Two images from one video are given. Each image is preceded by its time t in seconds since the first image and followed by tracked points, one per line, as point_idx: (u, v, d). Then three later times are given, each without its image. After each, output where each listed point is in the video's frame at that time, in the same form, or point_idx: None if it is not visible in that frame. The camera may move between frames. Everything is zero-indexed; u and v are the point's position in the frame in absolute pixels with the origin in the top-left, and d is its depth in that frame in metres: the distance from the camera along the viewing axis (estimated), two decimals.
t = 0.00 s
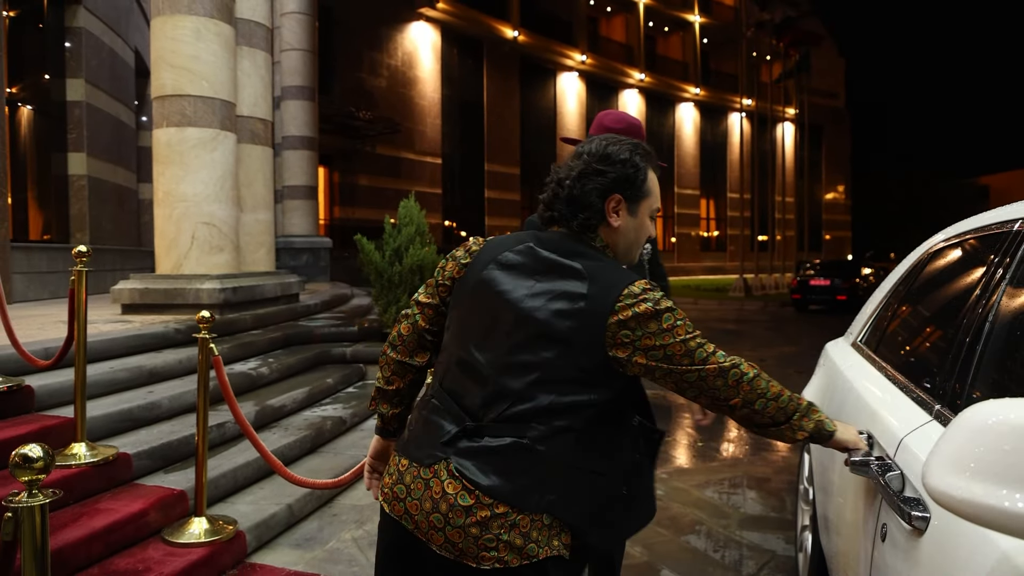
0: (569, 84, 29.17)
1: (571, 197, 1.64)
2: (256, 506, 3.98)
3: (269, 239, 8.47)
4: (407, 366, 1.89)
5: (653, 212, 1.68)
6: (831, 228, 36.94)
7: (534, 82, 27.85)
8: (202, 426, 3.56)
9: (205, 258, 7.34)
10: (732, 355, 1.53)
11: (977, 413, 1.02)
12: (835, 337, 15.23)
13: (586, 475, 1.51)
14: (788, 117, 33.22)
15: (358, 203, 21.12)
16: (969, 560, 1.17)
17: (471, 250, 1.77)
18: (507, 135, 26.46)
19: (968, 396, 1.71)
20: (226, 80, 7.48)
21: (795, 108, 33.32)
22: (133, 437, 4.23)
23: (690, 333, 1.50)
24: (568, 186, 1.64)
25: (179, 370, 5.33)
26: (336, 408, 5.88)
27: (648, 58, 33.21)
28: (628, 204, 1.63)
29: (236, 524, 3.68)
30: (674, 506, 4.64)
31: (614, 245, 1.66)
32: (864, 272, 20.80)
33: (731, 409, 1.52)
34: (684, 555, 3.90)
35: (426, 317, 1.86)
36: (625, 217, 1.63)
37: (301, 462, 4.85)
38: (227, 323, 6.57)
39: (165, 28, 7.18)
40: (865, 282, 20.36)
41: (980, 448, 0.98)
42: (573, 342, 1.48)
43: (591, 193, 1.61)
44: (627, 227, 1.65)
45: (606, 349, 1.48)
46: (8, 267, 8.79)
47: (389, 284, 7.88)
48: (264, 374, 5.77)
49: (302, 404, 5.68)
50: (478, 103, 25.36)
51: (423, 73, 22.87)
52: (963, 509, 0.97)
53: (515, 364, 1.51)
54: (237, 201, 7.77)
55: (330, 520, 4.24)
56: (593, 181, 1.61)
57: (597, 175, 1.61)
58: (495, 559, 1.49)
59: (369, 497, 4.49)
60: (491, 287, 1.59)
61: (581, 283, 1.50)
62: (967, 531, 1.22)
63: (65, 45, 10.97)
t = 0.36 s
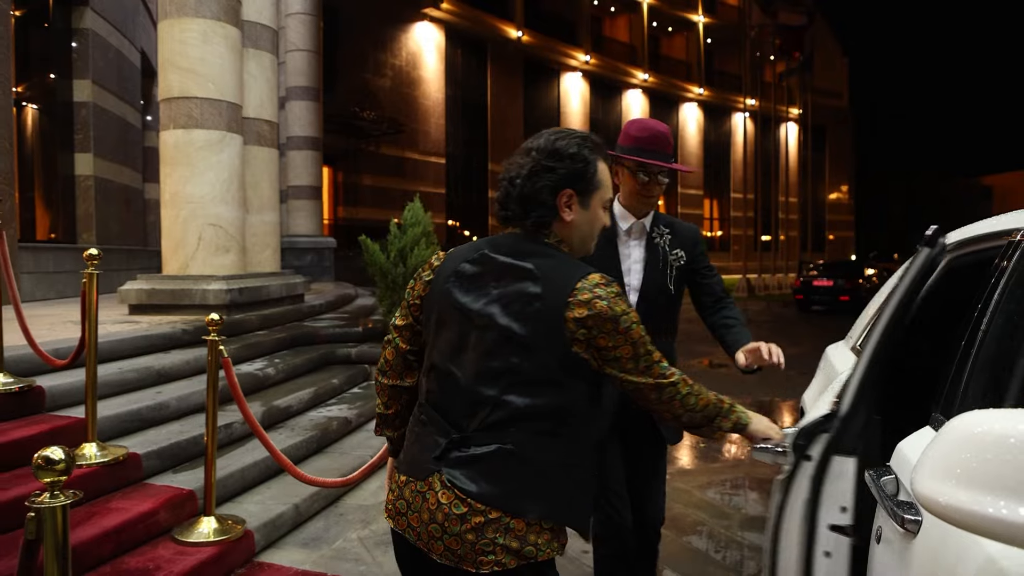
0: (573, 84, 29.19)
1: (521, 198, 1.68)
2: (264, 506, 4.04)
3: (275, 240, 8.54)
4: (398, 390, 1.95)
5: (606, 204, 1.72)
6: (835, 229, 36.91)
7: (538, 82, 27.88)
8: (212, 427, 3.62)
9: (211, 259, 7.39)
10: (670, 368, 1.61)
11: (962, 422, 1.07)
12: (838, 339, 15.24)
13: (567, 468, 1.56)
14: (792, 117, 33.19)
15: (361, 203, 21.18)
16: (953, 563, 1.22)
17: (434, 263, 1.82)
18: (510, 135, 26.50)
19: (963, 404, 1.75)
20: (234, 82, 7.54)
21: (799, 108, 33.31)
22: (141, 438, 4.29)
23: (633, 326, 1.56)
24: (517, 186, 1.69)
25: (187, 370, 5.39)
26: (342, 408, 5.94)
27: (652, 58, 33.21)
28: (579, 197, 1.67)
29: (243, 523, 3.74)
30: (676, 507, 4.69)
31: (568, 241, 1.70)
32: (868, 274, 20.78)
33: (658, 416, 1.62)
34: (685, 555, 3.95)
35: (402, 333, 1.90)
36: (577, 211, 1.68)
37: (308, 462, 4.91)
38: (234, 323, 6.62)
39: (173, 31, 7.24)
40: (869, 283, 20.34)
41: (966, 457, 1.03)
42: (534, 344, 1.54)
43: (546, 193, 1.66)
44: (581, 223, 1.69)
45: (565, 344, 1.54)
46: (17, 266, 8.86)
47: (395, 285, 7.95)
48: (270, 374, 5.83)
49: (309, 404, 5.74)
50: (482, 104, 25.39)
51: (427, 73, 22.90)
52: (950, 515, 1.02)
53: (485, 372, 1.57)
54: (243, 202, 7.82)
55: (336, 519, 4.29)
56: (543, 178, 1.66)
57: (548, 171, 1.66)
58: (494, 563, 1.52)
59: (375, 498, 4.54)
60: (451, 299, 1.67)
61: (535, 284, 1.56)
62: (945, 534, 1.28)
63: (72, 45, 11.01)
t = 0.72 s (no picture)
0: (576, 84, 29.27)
1: (483, 199, 1.77)
2: (279, 500, 4.12)
3: (283, 240, 8.64)
4: (392, 384, 2.06)
5: (563, 209, 1.83)
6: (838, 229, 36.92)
7: (541, 83, 27.97)
8: (231, 422, 3.72)
9: (222, 259, 7.48)
10: (611, 347, 1.70)
11: (953, 408, 1.17)
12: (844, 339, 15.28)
13: (518, 452, 1.65)
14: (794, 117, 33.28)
15: (365, 203, 21.26)
16: (947, 542, 1.31)
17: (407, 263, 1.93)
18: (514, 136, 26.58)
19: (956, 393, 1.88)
20: (244, 84, 7.65)
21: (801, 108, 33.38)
22: (161, 432, 4.41)
23: (576, 313, 1.64)
24: (480, 188, 1.77)
25: (200, 367, 5.48)
26: (352, 406, 6.03)
27: (655, 59, 33.27)
28: (536, 200, 1.76)
29: (260, 516, 3.84)
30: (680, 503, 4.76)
31: (523, 240, 1.80)
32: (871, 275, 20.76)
33: (604, 393, 1.71)
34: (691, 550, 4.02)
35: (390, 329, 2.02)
36: (533, 212, 1.77)
37: (320, 458, 5.00)
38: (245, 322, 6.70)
39: (184, 33, 7.34)
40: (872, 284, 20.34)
41: (956, 440, 1.12)
42: (478, 337, 1.62)
43: (506, 197, 1.74)
44: (537, 223, 1.79)
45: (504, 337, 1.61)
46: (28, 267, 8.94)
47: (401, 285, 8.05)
48: (281, 372, 5.93)
49: (320, 401, 5.83)
50: (485, 105, 25.53)
51: (431, 74, 22.99)
52: (943, 491, 1.10)
53: (438, 366, 1.67)
54: (252, 202, 7.92)
55: (349, 513, 4.37)
56: (504, 181, 1.74)
57: (509, 176, 1.74)
58: (453, 542, 1.62)
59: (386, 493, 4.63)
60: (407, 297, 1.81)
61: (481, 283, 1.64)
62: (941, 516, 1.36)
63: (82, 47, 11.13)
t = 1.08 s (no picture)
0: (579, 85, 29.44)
1: (515, 192, 1.94)
2: (302, 485, 4.31)
3: (295, 238, 8.83)
4: (413, 362, 2.28)
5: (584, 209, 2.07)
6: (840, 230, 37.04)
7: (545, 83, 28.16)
8: (259, 410, 3.91)
9: (237, 257, 7.67)
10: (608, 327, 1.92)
11: (925, 376, 1.27)
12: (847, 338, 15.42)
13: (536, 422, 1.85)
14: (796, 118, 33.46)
15: (371, 202, 21.44)
16: (928, 497, 1.48)
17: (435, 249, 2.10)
18: (517, 136, 26.77)
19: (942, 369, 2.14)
20: (258, 86, 7.84)
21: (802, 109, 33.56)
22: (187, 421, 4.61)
23: (598, 303, 1.86)
24: (513, 182, 1.95)
25: (220, 361, 5.66)
26: (366, 398, 6.22)
27: (658, 60, 33.44)
28: (569, 200, 1.96)
29: (286, 500, 4.03)
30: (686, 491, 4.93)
31: (551, 234, 2.01)
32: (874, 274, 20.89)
33: (590, 363, 1.95)
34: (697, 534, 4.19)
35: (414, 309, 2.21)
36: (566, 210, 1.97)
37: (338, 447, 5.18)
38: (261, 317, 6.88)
39: (200, 37, 7.54)
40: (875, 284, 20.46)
41: (931, 400, 1.22)
42: (514, 316, 1.81)
43: (548, 201, 1.92)
44: (567, 222, 2.02)
45: (541, 317, 1.82)
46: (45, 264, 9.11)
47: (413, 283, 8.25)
48: (298, 365, 6.12)
49: (336, 394, 6.02)
50: (489, 105, 25.72)
51: (435, 75, 23.19)
52: (919, 444, 1.20)
53: (473, 343, 1.84)
54: (266, 202, 8.11)
55: (368, 499, 4.56)
56: (541, 178, 1.93)
57: (553, 180, 1.93)
58: (481, 504, 1.81)
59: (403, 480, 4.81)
60: (441, 269, 1.98)
61: (522, 268, 1.84)
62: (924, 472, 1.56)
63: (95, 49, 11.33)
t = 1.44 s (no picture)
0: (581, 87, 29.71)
1: (495, 185, 2.20)
2: (326, 466, 4.58)
3: (307, 237, 9.11)
4: (421, 349, 2.50)
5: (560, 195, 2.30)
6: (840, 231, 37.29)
7: (547, 85, 28.44)
8: (287, 393, 4.18)
9: (253, 254, 7.95)
10: (617, 306, 2.09)
11: (889, 338, 1.54)
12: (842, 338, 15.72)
13: (536, 388, 2.12)
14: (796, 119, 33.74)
15: (375, 203, 21.73)
16: (890, 444, 1.76)
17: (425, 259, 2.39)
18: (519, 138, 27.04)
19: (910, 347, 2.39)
20: (274, 89, 8.11)
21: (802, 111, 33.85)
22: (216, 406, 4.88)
23: (577, 274, 2.06)
24: (491, 177, 2.21)
25: (242, 352, 5.93)
26: (380, 389, 6.50)
27: (659, 62, 33.72)
28: (544, 189, 2.21)
29: (313, 479, 4.30)
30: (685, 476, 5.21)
31: (528, 220, 2.25)
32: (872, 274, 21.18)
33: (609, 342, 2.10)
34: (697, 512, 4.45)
35: (416, 303, 2.47)
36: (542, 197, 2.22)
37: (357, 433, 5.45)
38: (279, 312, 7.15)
39: (219, 41, 7.81)
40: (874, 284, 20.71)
41: (891, 356, 1.50)
42: (500, 296, 2.07)
43: (520, 190, 2.17)
44: (542, 209, 2.25)
45: (526, 296, 2.06)
46: (65, 261, 9.39)
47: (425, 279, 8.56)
48: (315, 357, 6.40)
49: (352, 384, 6.29)
50: (492, 108, 25.99)
51: (439, 76, 23.47)
52: (884, 394, 1.47)
53: (476, 323, 2.11)
54: (281, 201, 8.37)
55: (387, 480, 4.83)
56: (521, 169, 2.18)
57: (528, 171, 2.18)
58: (501, 463, 2.08)
59: (419, 463, 5.09)
60: (430, 274, 2.30)
61: (503, 252, 2.10)
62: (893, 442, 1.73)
63: (111, 53, 11.62)
